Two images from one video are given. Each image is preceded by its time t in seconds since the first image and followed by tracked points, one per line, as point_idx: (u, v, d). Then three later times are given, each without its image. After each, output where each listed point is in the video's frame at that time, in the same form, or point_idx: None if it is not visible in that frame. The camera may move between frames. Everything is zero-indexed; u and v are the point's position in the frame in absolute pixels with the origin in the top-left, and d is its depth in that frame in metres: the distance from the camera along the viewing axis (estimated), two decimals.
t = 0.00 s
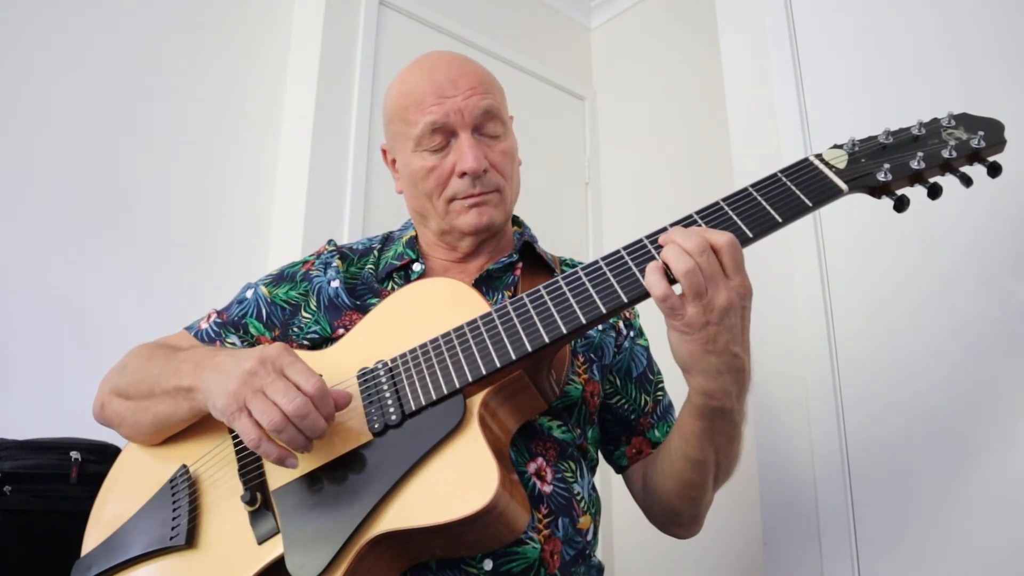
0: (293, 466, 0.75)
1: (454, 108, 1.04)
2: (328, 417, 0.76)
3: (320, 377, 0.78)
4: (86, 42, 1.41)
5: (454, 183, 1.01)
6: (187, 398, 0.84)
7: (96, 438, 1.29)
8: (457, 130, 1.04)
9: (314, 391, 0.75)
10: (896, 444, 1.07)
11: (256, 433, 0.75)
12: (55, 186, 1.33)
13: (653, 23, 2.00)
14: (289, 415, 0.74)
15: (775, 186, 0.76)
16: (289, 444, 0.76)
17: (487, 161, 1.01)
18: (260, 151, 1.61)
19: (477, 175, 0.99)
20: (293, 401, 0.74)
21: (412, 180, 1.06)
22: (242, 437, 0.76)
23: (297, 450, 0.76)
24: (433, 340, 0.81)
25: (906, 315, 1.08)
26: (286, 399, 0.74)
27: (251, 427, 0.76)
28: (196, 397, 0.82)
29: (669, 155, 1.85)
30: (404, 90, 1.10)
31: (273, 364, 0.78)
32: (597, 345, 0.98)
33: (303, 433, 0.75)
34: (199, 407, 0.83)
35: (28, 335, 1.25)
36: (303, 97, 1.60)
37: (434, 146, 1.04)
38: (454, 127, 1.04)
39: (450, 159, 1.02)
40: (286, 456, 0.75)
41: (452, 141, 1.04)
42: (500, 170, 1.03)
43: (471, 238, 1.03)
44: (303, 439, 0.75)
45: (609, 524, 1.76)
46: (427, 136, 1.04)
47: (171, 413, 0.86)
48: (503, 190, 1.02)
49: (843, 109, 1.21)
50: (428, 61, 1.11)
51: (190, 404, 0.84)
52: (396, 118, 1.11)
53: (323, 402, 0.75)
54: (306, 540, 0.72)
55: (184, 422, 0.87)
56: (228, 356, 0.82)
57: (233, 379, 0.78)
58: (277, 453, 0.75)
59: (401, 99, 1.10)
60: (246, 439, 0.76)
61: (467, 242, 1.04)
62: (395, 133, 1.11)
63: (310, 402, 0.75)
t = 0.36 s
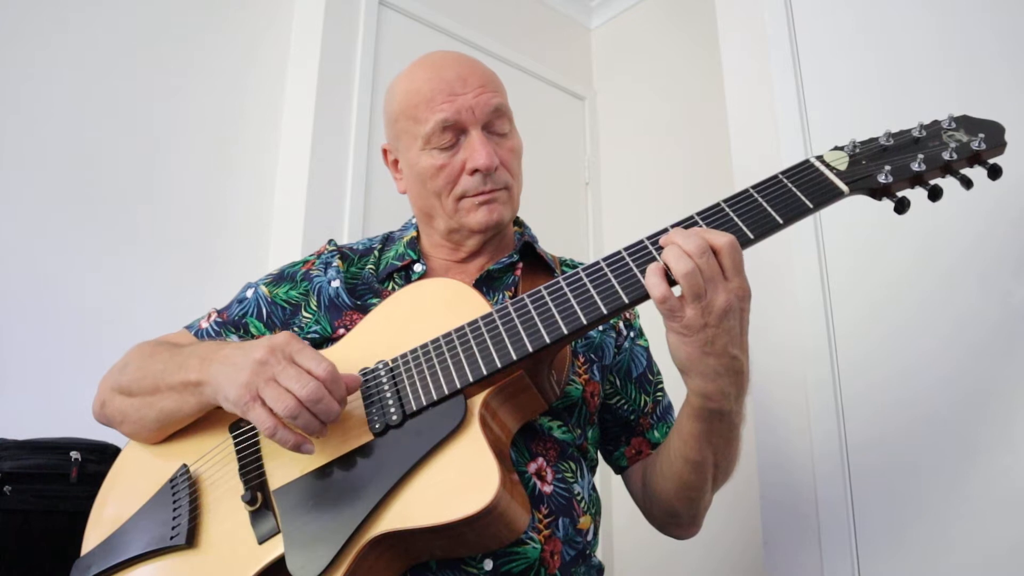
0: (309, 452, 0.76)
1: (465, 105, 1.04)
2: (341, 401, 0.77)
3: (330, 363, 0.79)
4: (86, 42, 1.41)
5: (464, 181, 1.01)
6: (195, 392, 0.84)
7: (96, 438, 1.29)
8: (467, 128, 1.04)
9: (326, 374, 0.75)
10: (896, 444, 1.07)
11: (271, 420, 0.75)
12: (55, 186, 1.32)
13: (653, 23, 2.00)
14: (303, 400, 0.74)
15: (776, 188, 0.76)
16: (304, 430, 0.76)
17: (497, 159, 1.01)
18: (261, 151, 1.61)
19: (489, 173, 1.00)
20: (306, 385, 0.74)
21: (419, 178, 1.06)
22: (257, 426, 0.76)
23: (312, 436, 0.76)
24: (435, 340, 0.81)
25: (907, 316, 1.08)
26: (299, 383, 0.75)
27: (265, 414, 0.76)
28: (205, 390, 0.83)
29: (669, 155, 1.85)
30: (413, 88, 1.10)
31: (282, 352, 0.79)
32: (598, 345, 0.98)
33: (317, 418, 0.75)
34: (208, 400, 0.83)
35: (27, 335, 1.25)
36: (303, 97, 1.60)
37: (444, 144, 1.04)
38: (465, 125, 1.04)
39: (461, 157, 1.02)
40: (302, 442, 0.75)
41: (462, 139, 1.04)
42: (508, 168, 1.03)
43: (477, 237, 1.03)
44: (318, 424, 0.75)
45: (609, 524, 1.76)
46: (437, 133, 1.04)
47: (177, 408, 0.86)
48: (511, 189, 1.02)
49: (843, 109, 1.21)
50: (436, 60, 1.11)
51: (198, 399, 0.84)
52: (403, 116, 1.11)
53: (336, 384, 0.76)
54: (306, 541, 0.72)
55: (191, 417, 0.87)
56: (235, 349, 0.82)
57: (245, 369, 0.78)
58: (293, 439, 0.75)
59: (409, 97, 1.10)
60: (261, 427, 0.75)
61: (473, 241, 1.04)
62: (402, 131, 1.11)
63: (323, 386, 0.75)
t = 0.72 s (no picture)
0: (311, 450, 0.76)
1: (467, 106, 1.04)
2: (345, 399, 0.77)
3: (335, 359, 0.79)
4: (87, 42, 1.41)
5: (466, 181, 1.01)
6: (200, 387, 0.84)
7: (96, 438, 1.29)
8: (469, 128, 1.04)
9: (331, 371, 0.76)
10: (897, 444, 1.07)
11: (275, 415, 0.76)
12: (55, 186, 1.33)
13: (653, 23, 2.01)
14: (308, 396, 0.75)
15: (775, 188, 0.76)
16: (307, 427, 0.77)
17: (499, 159, 1.01)
18: (261, 151, 1.61)
19: (490, 173, 1.00)
20: (311, 381, 0.75)
21: (421, 179, 1.06)
22: (260, 420, 0.77)
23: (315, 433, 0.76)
24: (434, 340, 0.81)
25: (908, 316, 1.08)
26: (305, 379, 0.75)
27: (269, 409, 0.76)
28: (211, 385, 0.83)
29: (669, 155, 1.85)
30: (414, 89, 1.10)
31: (290, 347, 0.79)
32: (598, 346, 0.98)
33: (321, 414, 0.76)
34: (214, 395, 0.84)
35: (27, 335, 1.25)
36: (303, 97, 1.60)
37: (446, 144, 1.04)
38: (466, 126, 1.04)
39: (463, 158, 1.02)
40: (304, 438, 0.75)
41: (463, 140, 1.04)
42: (510, 169, 1.03)
43: (479, 237, 1.03)
44: (322, 421, 0.76)
45: (608, 524, 1.76)
46: (439, 134, 1.04)
47: (182, 405, 0.86)
48: (513, 189, 1.02)
49: (843, 109, 1.21)
50: (437, 61, 1.11)
51: (203, 394, 0.84)
52: (405, 116, 1.10)
53: (340, 381, 0.76)
54: (306, 540, 0.72)
55: (192, 415, 0.87)
56: (245, 344, 0.83)
57: (251, 364, 0.79)
58: (295, 435, 0.75)
59: (411, 97, 1.10)
60: (264, 421, 0.76)
61: (474, 242, 1.04)
62: (404, 132, 1.11)
63: (329, 382, 0.75)
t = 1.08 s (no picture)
0: (303, 442, 0.76)
1: (464, 106, 1.04)
2: (340, 391, 0.77)
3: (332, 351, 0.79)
4: (87, 42, 1.41)
5: (464, 181, 1.01)
6: (199, 386, 0.84)
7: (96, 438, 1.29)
8: (467, 128, 1.04)
9: (326, 363, 0.75)
10: (897, 443, 1.07)
11: (268, 406, 0.76)
12: (55, 186, 1.33)
13: (653, 22, 2.01)
14: (302, 387, 0.75)
15: (774, 185, 0.76)
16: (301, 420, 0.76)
17: (497, 159, 1.01)
18: (261, 151, 1.61)
19: (488, 173, 1.00)
20: (306, 373, 0.75)
21: (419, 179, 1.06)
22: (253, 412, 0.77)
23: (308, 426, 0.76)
24: (433, 339, 0.81)
25: (909, 315, 1.08)
26: (300, 370, 0.75)
27: (263, 400, 0.76)
28: (210, 384, 0.83)
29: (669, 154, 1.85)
30: (412, 89, 1.10)
31: (286, 341, 0.79)
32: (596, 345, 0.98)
33: (315, 407, 0.76)
34: (213, 394, 0.84)
35: (27, 335, 1.25)
36: (303, 96, 1.60)
37: (444, 144, 1.04)
38: (464, 126, 1.04)
39: (461, 158, 1.02)
40: (297, 430, 0.75)
41: (461, 140, 1.04)
42: (508, 169, 1.03)
43: (478, 237, 1.03)
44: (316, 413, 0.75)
45: (609, 524, 1.76)
46: (437, 134, 1.04)
47: (180, 404, 0.86)
48: (511, 189, 1.02)
49: (843, 109, 1.21)
50: (435, 61, 1.11)
51: (202, 393, 0.84)
52: (403, 117, 1.11)
53: (336, 373, 0.76)
54: (306, 540, 0.72)
55: (191, 415, 0.87)
56: (243, 340, 0.83)
57: (248, 356, 0.79)
58: (288, 427, 0.75)
59: (408, 98, 1.10)
60: (257, 413, 0.76)
61: (473, 242, 1.04)
62: (402, 132, 1.11)
63: (323, 374, 0.75)
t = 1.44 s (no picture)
0: (304, 443, 0.76)
1: (463, 105, 1.04)
2: (343, 395, 0.77)
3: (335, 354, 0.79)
4: (87, 43, 1.41)
5: (463, 180, 1.01)
6: (199, 383, 0.84)
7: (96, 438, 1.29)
8: (465, 127, 1.04)
9: (332, 366, 0.76)
10: (897, 443, 1.07)
11: (271, 406, 0.75)
12: (55, 186, 1.32)
13: (653, 22, 2.01)
14: (307, 388, 0.75)
15: (776, 183, 0.76)
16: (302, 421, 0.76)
17: (496, 157, 1.01)
18: (261, 151, 1.61)
19: (487, 172, 1.00)
20: (312, 375, 0.75)
21: (418, 179, 1.06)
22: (255, 412, 0.76)
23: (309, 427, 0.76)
24: (434, 338, 0.81)
25: (909, 315, 1.09)
26: (305, 372, 0.75)
27: (266, 400, 0.76)
28: (210, 381, 0.83)
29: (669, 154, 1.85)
30: (410, 89, 1.10)
31: (291, 341, 0.79)
32: (597, 343, 0.98)
33: (318, 409, 0.76)
34: (212, 391, 0.84)
35: (27, 335, 1.25)
36: (303, 96, 1.60)
37: (443, 144, 1.04)
38: (463, 125, 1.04)
39: (460, 157, 1.02)
40: (299, 432, 0.75)
41: (460, 139, 1.04)
42: (507, 167, 1.04)
43: (477, 236, 1.03)
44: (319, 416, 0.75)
45: (608, 525, 1.76)
46: (436, 134, 1.04)
47: (181, 401, 0.86)
48: (510, 187, 1.03)
49: (843, 109, 1.22)
50: (433, 60, 1.11)
51: (202, 390, 0.84)
52: (401, 117, 1.11)
53: (341, 376, 0.76)
54: (307, 539, 0.72)
55: (190, 413, 0.87)
56: (246, 339, 0.83)
57: (252, 354, 0.79)
58: (290, 428, 0.75)
59: (407, 98, 1.10)
60: (259, 412, 0.75)
61: (473, 241, 1.04)
62: (400, 133, 1.11)
63: (328, 376, 0.75)
